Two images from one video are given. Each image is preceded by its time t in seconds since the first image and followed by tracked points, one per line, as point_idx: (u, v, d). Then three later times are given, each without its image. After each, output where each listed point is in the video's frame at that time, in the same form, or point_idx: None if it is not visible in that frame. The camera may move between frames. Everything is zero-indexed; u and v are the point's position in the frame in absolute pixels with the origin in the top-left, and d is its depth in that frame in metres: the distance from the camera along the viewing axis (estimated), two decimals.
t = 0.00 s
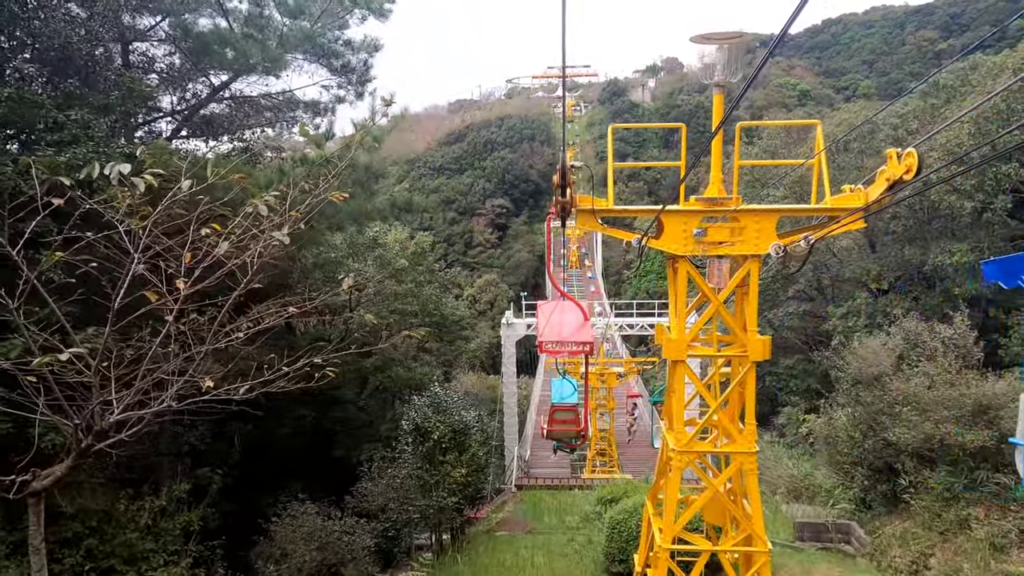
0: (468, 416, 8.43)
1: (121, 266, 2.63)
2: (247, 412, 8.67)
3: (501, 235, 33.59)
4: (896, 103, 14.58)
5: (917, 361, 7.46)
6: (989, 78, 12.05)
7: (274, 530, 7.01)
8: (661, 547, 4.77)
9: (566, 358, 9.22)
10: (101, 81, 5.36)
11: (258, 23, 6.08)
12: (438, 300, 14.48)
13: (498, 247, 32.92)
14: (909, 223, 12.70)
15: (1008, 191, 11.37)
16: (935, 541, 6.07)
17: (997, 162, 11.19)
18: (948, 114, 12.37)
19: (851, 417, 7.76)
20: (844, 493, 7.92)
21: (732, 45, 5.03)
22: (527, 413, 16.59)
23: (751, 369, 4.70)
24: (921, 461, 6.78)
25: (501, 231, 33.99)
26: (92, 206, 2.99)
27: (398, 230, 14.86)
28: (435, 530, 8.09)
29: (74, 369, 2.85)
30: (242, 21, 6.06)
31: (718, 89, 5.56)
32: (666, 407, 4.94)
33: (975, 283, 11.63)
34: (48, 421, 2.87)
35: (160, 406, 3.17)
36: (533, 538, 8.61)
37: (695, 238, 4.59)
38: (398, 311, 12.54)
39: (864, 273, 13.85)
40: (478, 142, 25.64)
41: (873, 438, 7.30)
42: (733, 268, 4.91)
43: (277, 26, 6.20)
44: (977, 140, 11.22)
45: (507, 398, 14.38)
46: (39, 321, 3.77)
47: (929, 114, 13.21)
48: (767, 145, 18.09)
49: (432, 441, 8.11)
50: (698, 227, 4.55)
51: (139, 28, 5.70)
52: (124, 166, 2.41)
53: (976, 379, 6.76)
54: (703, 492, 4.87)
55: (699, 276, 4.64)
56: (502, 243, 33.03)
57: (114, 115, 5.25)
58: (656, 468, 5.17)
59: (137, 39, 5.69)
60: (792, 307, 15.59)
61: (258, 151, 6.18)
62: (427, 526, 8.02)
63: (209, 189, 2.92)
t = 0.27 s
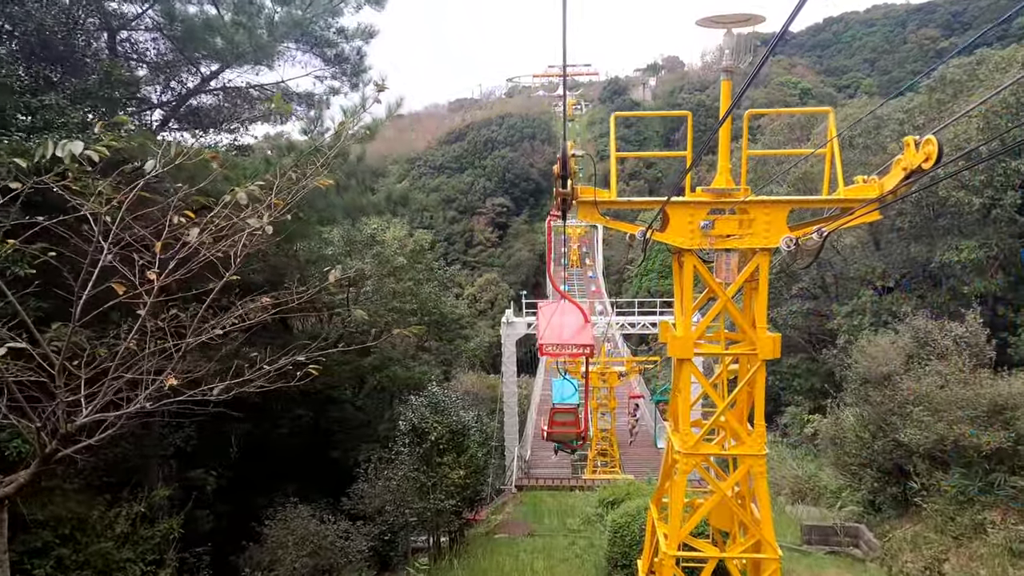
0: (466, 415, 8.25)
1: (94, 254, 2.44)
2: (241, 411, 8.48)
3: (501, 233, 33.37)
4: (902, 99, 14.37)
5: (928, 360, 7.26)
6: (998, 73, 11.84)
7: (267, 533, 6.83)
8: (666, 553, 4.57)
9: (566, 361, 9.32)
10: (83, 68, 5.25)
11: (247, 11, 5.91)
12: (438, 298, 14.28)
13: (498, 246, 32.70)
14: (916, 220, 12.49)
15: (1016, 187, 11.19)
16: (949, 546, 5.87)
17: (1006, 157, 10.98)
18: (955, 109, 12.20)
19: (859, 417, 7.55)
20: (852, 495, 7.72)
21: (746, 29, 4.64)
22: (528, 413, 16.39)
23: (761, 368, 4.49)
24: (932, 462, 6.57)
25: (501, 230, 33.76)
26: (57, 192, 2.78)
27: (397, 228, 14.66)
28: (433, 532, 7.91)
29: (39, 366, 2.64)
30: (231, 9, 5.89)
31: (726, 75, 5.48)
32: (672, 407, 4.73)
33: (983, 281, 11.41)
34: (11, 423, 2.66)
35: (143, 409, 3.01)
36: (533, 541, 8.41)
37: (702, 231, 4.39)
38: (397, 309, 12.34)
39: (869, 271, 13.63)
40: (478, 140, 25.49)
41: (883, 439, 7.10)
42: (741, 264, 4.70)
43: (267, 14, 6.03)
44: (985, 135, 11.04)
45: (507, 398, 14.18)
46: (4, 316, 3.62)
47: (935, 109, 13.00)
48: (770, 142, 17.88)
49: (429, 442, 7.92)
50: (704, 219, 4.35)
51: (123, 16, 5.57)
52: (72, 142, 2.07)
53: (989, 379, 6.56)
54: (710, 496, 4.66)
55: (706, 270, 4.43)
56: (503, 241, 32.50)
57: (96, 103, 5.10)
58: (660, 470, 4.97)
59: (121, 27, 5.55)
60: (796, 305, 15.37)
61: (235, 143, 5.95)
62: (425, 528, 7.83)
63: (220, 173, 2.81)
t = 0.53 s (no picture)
0: (464, 416, 8.08)
1: (71, 248, 2.35)
2: (237, 411, 8.34)
3: (502, 233, 33.10)
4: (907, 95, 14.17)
5: (938, 359, 7.08)
6: (1005, 68, 11.65)
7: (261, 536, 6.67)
8: (672, 559, 4.40)
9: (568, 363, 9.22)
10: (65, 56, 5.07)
11: None
12: (437, 297, 14.08)
13: (499, 245, 32.44)
14: (922, 218, 12.30)
15: None
16: (961, 551, 5.70)
17: (1014, 153, 10.79)
18: (962, 104, 12.04)
19: (867, 418, 7.38)
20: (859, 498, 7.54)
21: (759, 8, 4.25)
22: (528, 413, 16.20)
23: (769, 367, 4.31)
24: (943, 465, 6.40)
25: (502, 229, 33.49)
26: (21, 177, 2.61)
27: (397, 226, 14.50)
28: (431, 535, 7.74)
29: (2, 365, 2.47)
30: None
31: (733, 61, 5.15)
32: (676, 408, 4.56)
33: (991, 278, 11.22)
34: None
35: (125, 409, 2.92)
36: (534, 544, 8.24)
37: (708, 225, 4.21)
38: (395, 308, 12.15)
39: (874, 269, 13.44)
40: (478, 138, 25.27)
41: (891, 440, 6.93)
42: (749, 260, 4.52)
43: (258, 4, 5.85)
44: (993, 130, 10.85)
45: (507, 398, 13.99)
46: None
47: (941, 105, 12.80)
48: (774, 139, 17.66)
49: (427, 443, 7.75)
50: (711, 212, 4.17)
51: (109, 4, 5.38)
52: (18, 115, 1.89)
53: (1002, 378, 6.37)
54: (717, 501, 4.49)
55: (713, 266, 4.26)
56: (503, 241, 32.33)
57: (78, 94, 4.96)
58: (665, 473, 4.80)
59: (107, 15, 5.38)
60: (799, 304, 15.18)
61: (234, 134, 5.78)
62: (423, 532, 7.67)
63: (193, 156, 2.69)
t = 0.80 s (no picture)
0: (462, 417, 7.90)
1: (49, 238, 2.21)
2: (232, 412, 8.15)
3: (502, 232, 32.67)
4: (914, 92, 13.93)
5: (951, 359, 6.86)
6: (1014, 62, 11.41)
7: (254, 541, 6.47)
8: (678, 569, 4.20)
9: (569, 367, 9.09)
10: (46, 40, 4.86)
11: None
12: (436, 297, 13.82)
13: (500, 245, 32.05)
14: (929, 214, 12.07)
15: None
16: (978, 557, 5.50)
17: None
18: (970, 99, 11.84)
19: (876, 418, 7.17)
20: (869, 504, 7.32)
21: None
22: (528, 413, 15.98)
23: (781, 367, 4.09)
24: (958, 467, 6.19)
25: (503, 229, 33.08)
26: None
27: (395, 224, 14.28)
28: (430, 540, 7.53)
29: None
30: None
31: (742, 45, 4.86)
32: (682, 409, 4.35)
33: (999, 276, 10.98)
34: None
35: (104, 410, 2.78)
36: (534, 548, 8.05)
37: (716, 217, 4.02)
38: (393, 307, 11.97)
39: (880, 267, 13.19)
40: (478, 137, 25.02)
41: (902, 442, 6.73)
42: (758, 253, 4.32)
43: None
44: (1002, 125, 10.63)
45: (507, 398, 13.79)
46: None
47: (948, 100, 12.58)
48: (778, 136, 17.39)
49: (425, 444, 7.57)
50: (718, 203, 3.98)
51: None
52: None
53: (1017, 377, 6.17)
54: (726, 506, 4.28)
55: (721, 260, 4.05)
56: (503, 240, 32.10)
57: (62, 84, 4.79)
58: (672, 476, 4.60)
59: None
60: (804, 303, 14.93)
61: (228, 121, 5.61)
62: (421, 536, 7.46)
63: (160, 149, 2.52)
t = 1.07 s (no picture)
0: (460, 418, 7.71)
1: (48, 216, 2.14)
2: (225, 413, 7.94)
3: (502, 232, 32.26)
4: (919, 88, 13.74)
5: (964, 358, 6.65)
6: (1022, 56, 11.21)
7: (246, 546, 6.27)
8: None
9: (571, 370, 8.91)
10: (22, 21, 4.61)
11: None
12: (436, 296, 13.47)
13: (500, 245, 31.67)
14: (936, 211, 11.85)
15: None
16: (994, 564, 5.27)
17: None
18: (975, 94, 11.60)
19: (886, 419, 6.97)
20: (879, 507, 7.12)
21: None
22: (528, 414, 15.76)
23: (794, 368, 3.88)
24: (972, 470, 5.98)
25: (503, 229, 32.68)
26: None
27: (392, 222, 14.02)
28: (428, 544, 7.33)
29: None
30: None
31: (749, 27, 4.36)
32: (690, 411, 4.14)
33: (1008, 274, 10.76)
34: None
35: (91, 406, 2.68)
36: (534, 552, 7.84)
37: (726, 208, 3.81)
38: (390, 306, 11.74)
39: (885, 266, 12.97)
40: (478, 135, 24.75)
41: (914, 443, 6.53)
42: (768, 247, 4.11)
43: None
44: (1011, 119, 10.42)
45: (507, 399, 13.57)
46: None
47: (954, 95, 12.38)
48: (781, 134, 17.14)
49: (422, 446, 7.37)
50: (728, 193, 3.77)
51: None
52: None
53: None
54: (735, 513, 4.08)
55: (731, 254, 3.83)
56: (504, 240, 31.83)
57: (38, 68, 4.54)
58: (679, 480, 4.41)
59: None
60: (808, 301, 14.71)
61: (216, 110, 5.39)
62: (419, 540, 7.27)
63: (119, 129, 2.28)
